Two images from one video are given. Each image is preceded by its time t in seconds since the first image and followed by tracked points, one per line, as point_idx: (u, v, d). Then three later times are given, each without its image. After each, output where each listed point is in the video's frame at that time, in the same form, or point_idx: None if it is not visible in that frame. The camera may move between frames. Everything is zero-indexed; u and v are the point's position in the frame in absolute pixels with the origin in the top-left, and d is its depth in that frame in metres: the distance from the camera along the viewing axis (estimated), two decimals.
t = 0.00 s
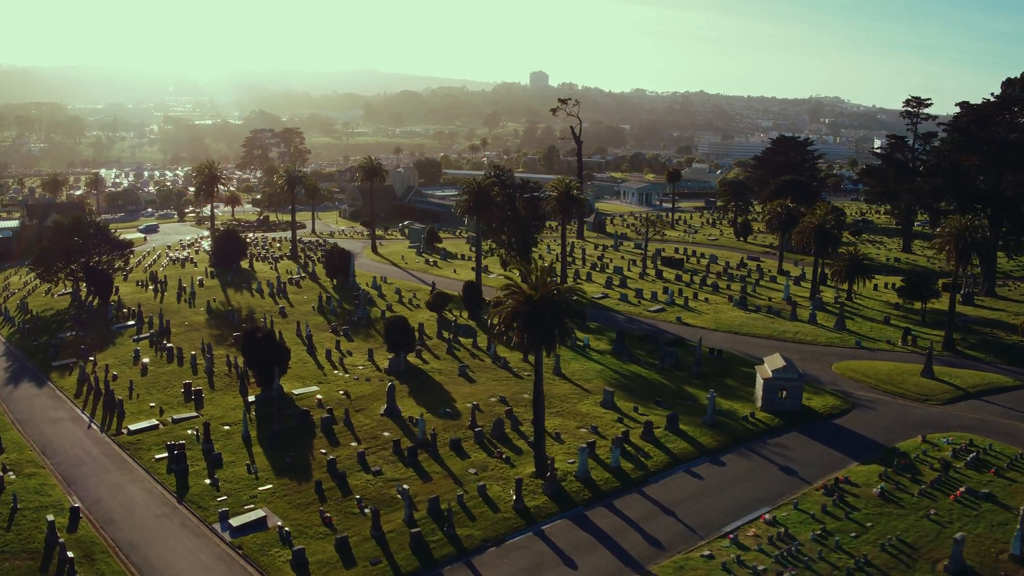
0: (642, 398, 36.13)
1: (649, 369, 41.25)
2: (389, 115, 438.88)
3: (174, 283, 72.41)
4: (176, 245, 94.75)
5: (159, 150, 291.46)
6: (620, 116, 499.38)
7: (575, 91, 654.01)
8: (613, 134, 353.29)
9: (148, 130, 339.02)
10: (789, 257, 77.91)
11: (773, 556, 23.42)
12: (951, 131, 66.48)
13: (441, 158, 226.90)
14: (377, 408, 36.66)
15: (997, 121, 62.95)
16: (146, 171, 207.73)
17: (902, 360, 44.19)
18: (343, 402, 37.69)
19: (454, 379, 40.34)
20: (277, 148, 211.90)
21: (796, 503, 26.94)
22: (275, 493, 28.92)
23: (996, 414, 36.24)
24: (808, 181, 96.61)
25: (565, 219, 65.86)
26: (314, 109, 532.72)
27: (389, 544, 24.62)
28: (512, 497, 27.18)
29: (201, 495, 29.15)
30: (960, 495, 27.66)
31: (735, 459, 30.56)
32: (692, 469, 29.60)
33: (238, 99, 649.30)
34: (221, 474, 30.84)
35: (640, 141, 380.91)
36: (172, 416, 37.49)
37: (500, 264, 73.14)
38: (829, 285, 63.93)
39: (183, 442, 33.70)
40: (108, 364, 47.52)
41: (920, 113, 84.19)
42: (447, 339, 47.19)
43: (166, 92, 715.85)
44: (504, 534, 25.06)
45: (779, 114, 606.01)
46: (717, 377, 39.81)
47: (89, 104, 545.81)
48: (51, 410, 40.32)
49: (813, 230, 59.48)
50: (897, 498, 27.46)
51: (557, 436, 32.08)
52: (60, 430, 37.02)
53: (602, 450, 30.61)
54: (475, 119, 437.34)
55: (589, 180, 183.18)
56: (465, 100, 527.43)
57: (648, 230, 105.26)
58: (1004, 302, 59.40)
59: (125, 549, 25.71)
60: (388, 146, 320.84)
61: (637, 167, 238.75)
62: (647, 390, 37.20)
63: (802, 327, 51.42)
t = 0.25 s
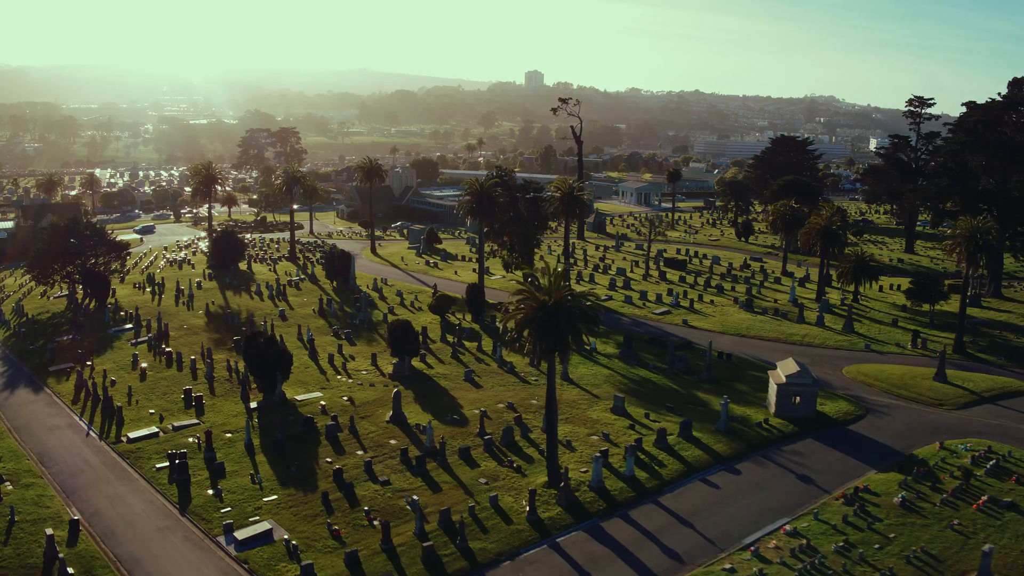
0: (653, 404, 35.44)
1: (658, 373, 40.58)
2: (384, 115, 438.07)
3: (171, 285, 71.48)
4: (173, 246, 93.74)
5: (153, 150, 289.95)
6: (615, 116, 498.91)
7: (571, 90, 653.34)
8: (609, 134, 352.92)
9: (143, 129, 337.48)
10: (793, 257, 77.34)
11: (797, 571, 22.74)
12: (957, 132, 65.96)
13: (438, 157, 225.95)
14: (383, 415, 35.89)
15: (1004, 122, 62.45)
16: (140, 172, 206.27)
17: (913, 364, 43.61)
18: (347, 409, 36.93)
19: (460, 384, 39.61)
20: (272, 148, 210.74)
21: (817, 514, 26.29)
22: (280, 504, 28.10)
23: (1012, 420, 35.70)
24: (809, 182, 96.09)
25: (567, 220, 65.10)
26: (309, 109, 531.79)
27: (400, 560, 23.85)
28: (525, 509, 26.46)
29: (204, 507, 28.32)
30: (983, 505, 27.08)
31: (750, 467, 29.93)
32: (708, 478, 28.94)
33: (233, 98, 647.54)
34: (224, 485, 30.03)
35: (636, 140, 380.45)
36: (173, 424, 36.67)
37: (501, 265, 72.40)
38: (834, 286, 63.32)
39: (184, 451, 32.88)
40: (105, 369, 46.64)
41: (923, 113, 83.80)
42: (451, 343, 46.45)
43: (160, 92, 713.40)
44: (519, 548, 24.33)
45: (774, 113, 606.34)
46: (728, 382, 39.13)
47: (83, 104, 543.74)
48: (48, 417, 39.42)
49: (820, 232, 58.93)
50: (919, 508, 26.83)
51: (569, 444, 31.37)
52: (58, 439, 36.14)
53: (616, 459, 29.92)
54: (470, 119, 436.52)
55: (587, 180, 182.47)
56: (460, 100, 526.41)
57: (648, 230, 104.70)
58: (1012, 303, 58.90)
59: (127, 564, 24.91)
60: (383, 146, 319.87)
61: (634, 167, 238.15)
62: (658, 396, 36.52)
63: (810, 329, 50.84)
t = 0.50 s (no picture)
0: (664, 409, 34.79)
1: (667, 376, 39.92)
2: (379, 113, 436.70)
3: (169, 286, 70.61)
4: (170, 246, 92.79)
5: (148, 148, 288.45)
6: (611, 113, 498.14)
7: (566, 88, 652.60)
8: (605, 132, 352.37)
9: (137, 127, 335.79)
10: (796, 257, 76.75)
11: None
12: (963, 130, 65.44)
13: (434, 156, 225.04)
14: (389, 420, 35.15)
15: (1011, 120, 61.95)
16: (136, 170, 204.88)
17: (925, 366, 43.03)
18: (352, 414, 36.16)
19: (467, 388, 38.87)
20: (269, 146, 209.61)
21: (838, 523, 25.65)
22: (286, 513, 27.32)
23: None
24: (811, 180, 95.48)
25: (571, 220, 64.40)
26: (304, 107, 530.21)
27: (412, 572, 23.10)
28: (539, 518, 25.75)
29: (208, 516, 27.52)
30: (1008, 512, 26.47)
31: (767, 474, 29.28)
32: (725, 486, 28.28)
33: (228, 96, 645.19)
34: (227, 493, 29.25)
35: (632, 137, 379.81)
36: (173, 430, 35.85)
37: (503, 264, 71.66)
38: (840, 286, 62.76)
39: (186, 458, 32.08)
40: (104, 372, 45.81)
41: (926, 111, 83.36)
42: (455, 345, 45.71)
43: (155, 90, 710.71)
44: (535, 559, 23.61)
45: (770, 111, 606.28)
46: (739, 385, 38.50)
47: (77, 102, 541.20)
48: (45, 421, 38.58)
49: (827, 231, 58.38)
50: (943, 516, 26.21)
51: (581, 450, 30.66)
52: (55, 445, 35.32)
53: (630, 466, 29.24)
54: (466, 117, 435.50)
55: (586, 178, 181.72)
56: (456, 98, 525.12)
57: (649, 229, 104.03)
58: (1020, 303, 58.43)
59: None
60: (379, 144, 318.63)
61: (632, 165, 237.49)
62: (670, 401, 35.87)
63: (818, 330, 50.25)
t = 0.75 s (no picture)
0: (676, 414, 34.11)
1: (678, 379, 39.23)
2: (375, 111, 435.18)
3: (167, 286, 69.69)
4: (168, 245, 91.81)
5: (143, 146, 286.82)
6: (607, 111, 497.05)
7: (562, 85, 651.23)
8: (601, 129, 351.57)
9: (132, 125, 333.88)
10: (800, 256, 76.15)
11: None
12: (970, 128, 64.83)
13: (432, 153, 223.96)
14: (396, 425, 34.41)
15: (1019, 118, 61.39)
16: (131, 168, 203.40)
17: (938, 368, 42.44)
18: (358, 418, 35.38)
19: (473, 391, 38.12)
20: (265, 144, 208.38)
21: (861, 532, 24.99)
22: (292, 524, 26.55)
23: None
24: (813, 178, 94.89)
25: (574, 219, 63.65)
26: (300, 104, 528.55)
27: None
28: (554, 528, 25.05)
29: (212, 527, 26.74)
30: None
31: (785, 481, 28.62)
32: (743, 493, 27.60)
33: (223, 94, 642.49)
34: (232, 502, 28.47)
35: (628, 135, 378.95)
36: (174, 435, 35.04)
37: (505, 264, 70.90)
38: (846, 286, 62.18)
39: (188, 466, 31.27)
40: (102, 376, 44.96)
41: (929, 109, 82.87)
42: (460, 347, 44.96)
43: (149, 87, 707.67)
44: (551, 571, 22.91)
45: (766, 109, 605.86)
46: (752, 388, 37.83)
47: (71, 99, 538.42)
48: (42, 426, 37.72)
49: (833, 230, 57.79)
50: (967, 524, 25.58)
51: (594, 456, 29.95)
52: (53, 451, 34.49)
53: (645, 473, 28.55)
54: (463, 114, 434.13)
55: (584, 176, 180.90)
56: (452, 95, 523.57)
57: (650, 228, 103.35)
58: None
59: None
60: (375, 142, 317.28)
61: (629, 163, 236.65)
62: (682, 405, 35.18)
63: (827, 331, 49.63)
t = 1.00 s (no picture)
0: (690, 418, 33.46)
1: (689, 381, 38.57)
2: (371, 108, 433.65)
3: (165, 286, 68.82)
4: (165, 244, 90.85)
5: (139, 144, 285.20)
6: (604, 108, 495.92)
7: (559, 83, 650.12)
8: (598, 127, 350.68)
9: (127, 123, 332.14)
10: (805, 255, 75.56)
11: None
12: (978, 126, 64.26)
13: (429, 151, 222.92)
14: (403, 429, 33.70)
15: None
16: (127, 166, 202.01)
17: (951, 370, 41.87)
18: (365, 423, 34.68)
19: (482, 395, 37.41)
20: (262, 142, 207.10)
21: (887, 541, 24.35)
22: (301, 534, 25.82)
23: None
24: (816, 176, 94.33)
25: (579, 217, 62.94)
26: (295, 102, 526.58)
27: None
28: (571, 538, 24.36)
29: (218, 538, 25.99)
30: None
31: (805, 487, 27.98)
32: (763, 501, 26.94)
33: (218, 91, 639.93)
34: (237, 511, 27.72)
35: (625, 132, 378.05)
36: (177, 441, 34.27)
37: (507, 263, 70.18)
38: (853, 285, 61.61)
39: (192, 473, 30.50)
40: (101, 379, 44.13)
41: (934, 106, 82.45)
42: (466, 349, 44.23)
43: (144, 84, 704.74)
44: None
45: (762, 106, 605.21)
46: (765, 391, 37.19)
47: (65, 97, 535.68)
48: (40, 432, 36.90)
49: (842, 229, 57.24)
50: (994, 532, 24.96)
51: (608, 463, 29.27)
52: (52, 458, 33.68)
53: (661, 480, 27.89)
54: (459, 112, 432.79)
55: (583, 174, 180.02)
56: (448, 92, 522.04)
57: (651, 226, 102.65)
58: None
59: None
60: (372, 140, 315.92)
61: (627, 160, 235.77)
62: (695, 409, 34.51)
63: (836, 331, 49.04)
